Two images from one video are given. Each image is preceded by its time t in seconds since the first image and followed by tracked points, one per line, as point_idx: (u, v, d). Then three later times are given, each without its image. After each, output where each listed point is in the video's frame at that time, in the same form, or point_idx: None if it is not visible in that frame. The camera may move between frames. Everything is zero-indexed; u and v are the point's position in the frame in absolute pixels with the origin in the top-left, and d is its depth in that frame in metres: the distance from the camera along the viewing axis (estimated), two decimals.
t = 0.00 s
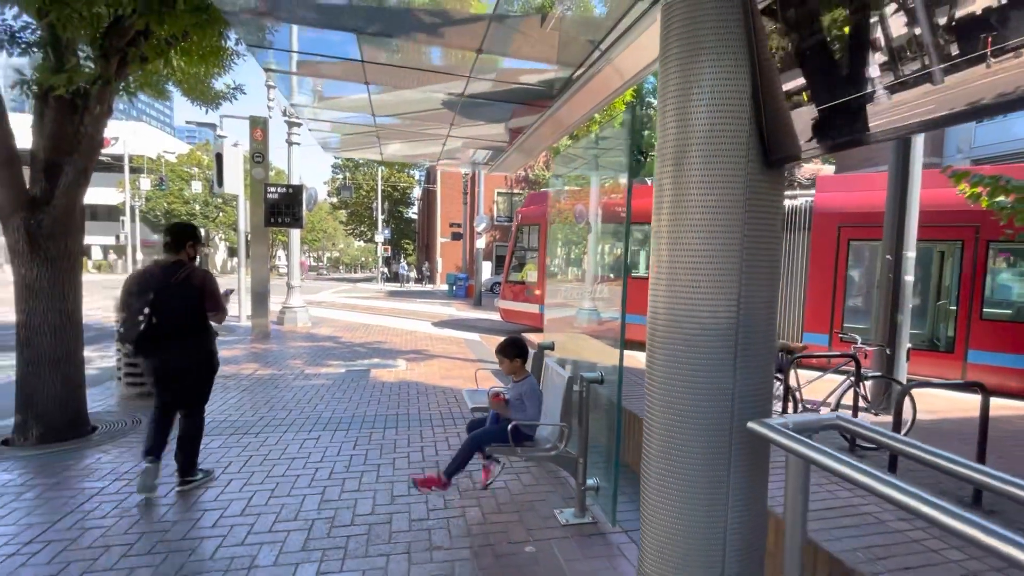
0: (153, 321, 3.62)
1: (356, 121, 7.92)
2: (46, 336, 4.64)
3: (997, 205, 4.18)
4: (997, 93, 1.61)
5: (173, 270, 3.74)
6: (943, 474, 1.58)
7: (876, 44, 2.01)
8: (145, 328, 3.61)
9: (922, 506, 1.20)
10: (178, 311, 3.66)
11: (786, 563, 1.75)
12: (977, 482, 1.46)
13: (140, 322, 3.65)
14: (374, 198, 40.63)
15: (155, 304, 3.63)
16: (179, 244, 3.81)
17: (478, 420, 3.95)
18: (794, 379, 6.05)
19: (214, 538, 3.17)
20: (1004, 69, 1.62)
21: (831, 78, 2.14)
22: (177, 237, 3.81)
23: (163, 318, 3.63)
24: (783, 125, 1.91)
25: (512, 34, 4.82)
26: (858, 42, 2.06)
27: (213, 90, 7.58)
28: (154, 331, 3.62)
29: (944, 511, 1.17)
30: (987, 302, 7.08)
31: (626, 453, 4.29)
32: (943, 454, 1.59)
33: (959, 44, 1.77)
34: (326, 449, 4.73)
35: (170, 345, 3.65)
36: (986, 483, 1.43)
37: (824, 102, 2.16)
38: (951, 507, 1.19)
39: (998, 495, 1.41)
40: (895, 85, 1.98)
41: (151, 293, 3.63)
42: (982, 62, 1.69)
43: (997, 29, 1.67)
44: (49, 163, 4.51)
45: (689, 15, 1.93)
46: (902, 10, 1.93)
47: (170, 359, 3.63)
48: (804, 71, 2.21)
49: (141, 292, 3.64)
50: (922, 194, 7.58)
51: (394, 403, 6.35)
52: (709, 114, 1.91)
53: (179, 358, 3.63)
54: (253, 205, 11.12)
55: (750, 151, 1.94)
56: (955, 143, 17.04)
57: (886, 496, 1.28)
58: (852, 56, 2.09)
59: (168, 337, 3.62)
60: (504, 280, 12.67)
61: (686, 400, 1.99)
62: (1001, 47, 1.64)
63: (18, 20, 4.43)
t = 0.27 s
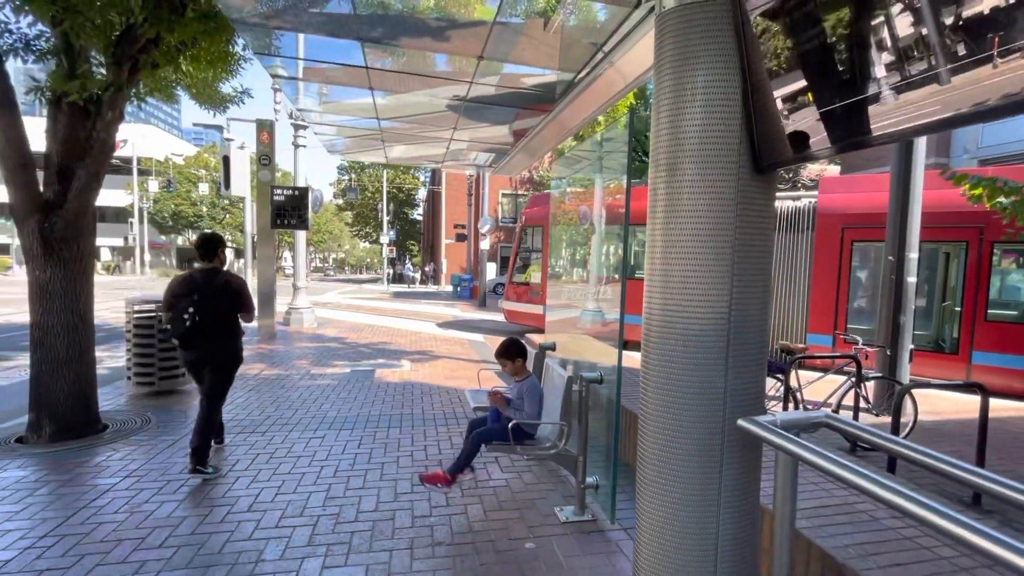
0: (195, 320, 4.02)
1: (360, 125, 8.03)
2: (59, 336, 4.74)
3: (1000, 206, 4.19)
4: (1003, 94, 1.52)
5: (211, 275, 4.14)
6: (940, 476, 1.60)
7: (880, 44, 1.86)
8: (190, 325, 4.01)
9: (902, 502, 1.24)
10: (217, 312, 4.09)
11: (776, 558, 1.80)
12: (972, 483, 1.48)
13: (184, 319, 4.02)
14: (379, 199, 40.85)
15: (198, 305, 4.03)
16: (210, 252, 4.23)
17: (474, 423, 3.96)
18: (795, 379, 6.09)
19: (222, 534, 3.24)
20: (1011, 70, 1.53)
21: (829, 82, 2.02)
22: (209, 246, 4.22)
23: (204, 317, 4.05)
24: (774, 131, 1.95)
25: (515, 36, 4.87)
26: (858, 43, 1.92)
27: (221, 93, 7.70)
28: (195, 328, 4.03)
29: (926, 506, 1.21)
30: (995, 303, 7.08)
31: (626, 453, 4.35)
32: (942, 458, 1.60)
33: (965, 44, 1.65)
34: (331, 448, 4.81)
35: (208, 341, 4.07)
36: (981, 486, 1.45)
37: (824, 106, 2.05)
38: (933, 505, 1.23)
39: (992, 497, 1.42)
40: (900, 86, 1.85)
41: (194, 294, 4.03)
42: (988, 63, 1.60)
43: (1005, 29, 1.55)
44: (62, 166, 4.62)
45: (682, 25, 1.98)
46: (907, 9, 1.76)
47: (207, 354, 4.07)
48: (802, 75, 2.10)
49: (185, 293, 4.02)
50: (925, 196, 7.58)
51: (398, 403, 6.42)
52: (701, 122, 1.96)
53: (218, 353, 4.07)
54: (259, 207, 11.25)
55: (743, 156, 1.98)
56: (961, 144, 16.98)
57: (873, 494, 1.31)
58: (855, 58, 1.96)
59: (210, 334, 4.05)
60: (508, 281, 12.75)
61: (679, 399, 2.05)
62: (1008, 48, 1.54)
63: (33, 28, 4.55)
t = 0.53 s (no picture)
0: (219, 311, 4.55)
1: (366, 126, 8.07)
2: (69, 336, 4.79)
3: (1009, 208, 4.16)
4: (1012, 95, 1.52)
5: (234, 272, 4.66)
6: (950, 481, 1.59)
7: (888, 44, 1.86)
8: (214, 316, 4.53)
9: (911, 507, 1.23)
10: (237, 305, 4.61)
11: (781, 560, 1.80)
12: (984, 489, 1.47)
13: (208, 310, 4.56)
14: (384, 200, 40.96)
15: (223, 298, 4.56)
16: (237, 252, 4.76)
17: (479, 424, 3.96)
18: (801, 381, 6.07)
19: (229, 533, 3.26)
20: (1020, 69, 1.53)
21: (835, 83, 2.02)
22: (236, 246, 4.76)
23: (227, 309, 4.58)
24: (780, 133, 1.95)
25: (521, 38, 4.88)
26: (865, 43, 1.92)
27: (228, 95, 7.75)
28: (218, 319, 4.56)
29: (936, 513, 1.20)
30: (1002, 304, 7.03)
31: (631, 454, 4.35)
32: (954, 464, 1.59)
33: (973, 44, 1.65)
34: (337, 448, 4.83)
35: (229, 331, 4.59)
36: (994, 491, 1.44)
37: (830, 108, 2.05)
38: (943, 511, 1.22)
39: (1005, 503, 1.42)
40: (907, 86, 1.84)
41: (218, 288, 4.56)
42: (995, 63, 1.60)
43: (1013, 28, 1.56)
44: (72, 168, 4.67)
45: (688, 27, 1.99)
46: (914, 8, 1.77)
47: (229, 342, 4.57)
48: (807, 74, 2.09)
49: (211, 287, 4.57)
50: (932, 197, 7.54)
51: (404, 403, 6.45)
52: (707, 124, 1.96)
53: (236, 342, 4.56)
54: (265, 208, 11.31)
55: (749, 158, 1.99)
56: (969, 144, 16.87)
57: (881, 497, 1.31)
58: (861, 59, 1.95)
59: (230, 325, 4.56)
60: (513, 282, 12.76)
61: (684, 399, 2.06)
62: (1016, 48, 1.54)
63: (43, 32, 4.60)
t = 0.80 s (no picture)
0: (243, 312, 4.81)
1: (372, 126, 8.07)
2: (77, 335, 4.81)
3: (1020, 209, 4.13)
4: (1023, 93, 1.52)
5: (258, 276, 4.92)
6: (958, 482, 1.58)
7: (895, 43, 1.89)
8: (237, 316, 4.79)
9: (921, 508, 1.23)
10: (260, 306, 4.89)
11: (792, 564, 1.79)
12: (990, 490, 1.46)
13: (232, 310, 4.80)
14: (388, 199, 40.99)
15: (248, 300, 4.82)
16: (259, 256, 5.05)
17: (487, 424, 3.97)
18: (809, 383, 6.03)
19: (236, 532, 3.27)
20: None
21: (844, 84, 2.04)
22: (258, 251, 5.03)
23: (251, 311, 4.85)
24: (792, 134, 1.94)
25: (527, 38, 4.87)
26: (872, 45, 1.95)
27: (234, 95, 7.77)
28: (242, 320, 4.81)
29: (947, 514, 1.20)
30: (1010, 305, 7.01)
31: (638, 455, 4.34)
32: (961, 465, 1.58)
33: (982, 43, 1.71)
34: (343, 447, 4.84)
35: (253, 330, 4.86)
36: (999, 492, 1.43)
37: (840, 111, 2.08)
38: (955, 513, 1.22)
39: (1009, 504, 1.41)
40: (914, 84, 1.87)
41: (244, 291, 4.80)
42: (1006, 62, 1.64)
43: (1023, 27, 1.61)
44: (81, 168, 4.68)
45: (700, 28, 1.98)
46: (922, 8, 1.82)
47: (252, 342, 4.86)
48: (815, 75, 2.12)
49: (236, 289, 4.80)
50: (941, 197, 7.50)
51: (409, 403, 6.45)
52: (719, 125, 1.95)
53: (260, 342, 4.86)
54: (271, 207, 11.33)
55: (761, 160, 1.98)
56: (978, 144, 16.72)
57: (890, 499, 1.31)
58: (867, 61, 1.98)
59: (253, 326, 4.85)
60: (517, 282, 12.75)
61: (695, 402, 2.05)
62: None
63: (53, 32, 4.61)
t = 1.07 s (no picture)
0: (272, 305, 5.45)
1: (377, 123, 8.08)
2: (83, 331, 4.83)
3: None
4: None
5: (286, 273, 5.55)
6: (964, 482, 1.58)
7: (901, 41, 1.89)
8: (267, 307, 5.44)
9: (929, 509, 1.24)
10: (287, 300, 5.53)
11: (800, 566, 1.79)
12: (995, 490, 1.46)
13: (263, 303, 5.47)
14: (391, 197, 40.99)
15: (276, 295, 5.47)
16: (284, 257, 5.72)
17: (492, 422, 3.98)
18: (813, 383, 6.01)
19: (242, 528, 3.29)
20: None
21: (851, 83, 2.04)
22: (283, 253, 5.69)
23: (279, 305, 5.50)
24: (803, 134, 1.93)
25: (532, 36, 4.87)
26: (881, 42, 1.94)
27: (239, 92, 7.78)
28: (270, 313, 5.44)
29: (955, 515, 1.21)
30: (1015, 306, 6.95)
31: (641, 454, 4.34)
32: (965, 465, 1.58)
33: (989, 42, 1.68)
34: (347, 445, 4.85)
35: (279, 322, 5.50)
36: (1004, 492, 1.43)
37: (847, 113, 2.06)
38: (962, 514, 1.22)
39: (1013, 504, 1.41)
40: (920, 83, 1.86)
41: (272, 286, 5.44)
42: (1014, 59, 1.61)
43: None
44: (88, 165, 4.70)
45: (711, 26, 1.97)
46: (929, 5, 1.81)
47: (277, 331, 5.47)
48: (825, 74, 2.11)
49: (267, 284, 5.45)
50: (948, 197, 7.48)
51: (413, 401, 6.47)
52: (729, 124, 1.94)
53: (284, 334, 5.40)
54: (275, 205, 11.36)
55: (772, 159, 1.96)
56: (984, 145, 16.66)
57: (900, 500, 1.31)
58: (875, 60, 1.98)
59: (279, 316, 5.47)
60: (520, 280, 12.75)
61: (703, 402, 2.05)
62: None
63: (60, 29, 4.62)
